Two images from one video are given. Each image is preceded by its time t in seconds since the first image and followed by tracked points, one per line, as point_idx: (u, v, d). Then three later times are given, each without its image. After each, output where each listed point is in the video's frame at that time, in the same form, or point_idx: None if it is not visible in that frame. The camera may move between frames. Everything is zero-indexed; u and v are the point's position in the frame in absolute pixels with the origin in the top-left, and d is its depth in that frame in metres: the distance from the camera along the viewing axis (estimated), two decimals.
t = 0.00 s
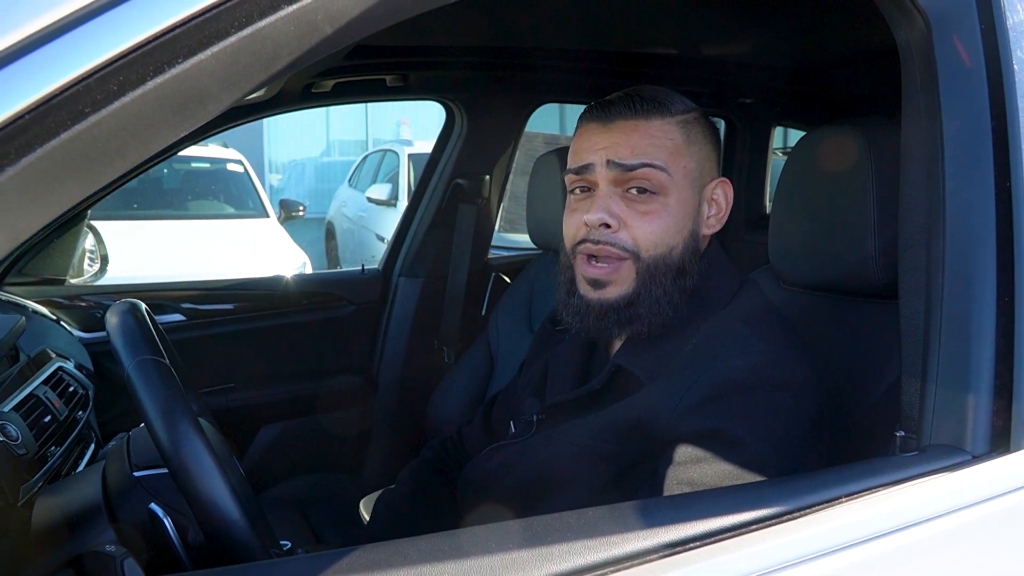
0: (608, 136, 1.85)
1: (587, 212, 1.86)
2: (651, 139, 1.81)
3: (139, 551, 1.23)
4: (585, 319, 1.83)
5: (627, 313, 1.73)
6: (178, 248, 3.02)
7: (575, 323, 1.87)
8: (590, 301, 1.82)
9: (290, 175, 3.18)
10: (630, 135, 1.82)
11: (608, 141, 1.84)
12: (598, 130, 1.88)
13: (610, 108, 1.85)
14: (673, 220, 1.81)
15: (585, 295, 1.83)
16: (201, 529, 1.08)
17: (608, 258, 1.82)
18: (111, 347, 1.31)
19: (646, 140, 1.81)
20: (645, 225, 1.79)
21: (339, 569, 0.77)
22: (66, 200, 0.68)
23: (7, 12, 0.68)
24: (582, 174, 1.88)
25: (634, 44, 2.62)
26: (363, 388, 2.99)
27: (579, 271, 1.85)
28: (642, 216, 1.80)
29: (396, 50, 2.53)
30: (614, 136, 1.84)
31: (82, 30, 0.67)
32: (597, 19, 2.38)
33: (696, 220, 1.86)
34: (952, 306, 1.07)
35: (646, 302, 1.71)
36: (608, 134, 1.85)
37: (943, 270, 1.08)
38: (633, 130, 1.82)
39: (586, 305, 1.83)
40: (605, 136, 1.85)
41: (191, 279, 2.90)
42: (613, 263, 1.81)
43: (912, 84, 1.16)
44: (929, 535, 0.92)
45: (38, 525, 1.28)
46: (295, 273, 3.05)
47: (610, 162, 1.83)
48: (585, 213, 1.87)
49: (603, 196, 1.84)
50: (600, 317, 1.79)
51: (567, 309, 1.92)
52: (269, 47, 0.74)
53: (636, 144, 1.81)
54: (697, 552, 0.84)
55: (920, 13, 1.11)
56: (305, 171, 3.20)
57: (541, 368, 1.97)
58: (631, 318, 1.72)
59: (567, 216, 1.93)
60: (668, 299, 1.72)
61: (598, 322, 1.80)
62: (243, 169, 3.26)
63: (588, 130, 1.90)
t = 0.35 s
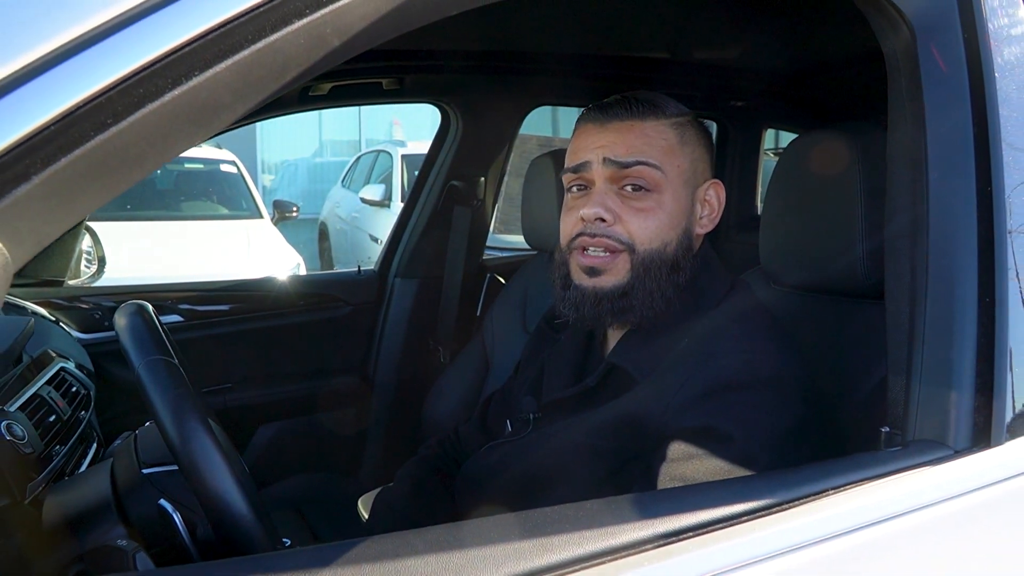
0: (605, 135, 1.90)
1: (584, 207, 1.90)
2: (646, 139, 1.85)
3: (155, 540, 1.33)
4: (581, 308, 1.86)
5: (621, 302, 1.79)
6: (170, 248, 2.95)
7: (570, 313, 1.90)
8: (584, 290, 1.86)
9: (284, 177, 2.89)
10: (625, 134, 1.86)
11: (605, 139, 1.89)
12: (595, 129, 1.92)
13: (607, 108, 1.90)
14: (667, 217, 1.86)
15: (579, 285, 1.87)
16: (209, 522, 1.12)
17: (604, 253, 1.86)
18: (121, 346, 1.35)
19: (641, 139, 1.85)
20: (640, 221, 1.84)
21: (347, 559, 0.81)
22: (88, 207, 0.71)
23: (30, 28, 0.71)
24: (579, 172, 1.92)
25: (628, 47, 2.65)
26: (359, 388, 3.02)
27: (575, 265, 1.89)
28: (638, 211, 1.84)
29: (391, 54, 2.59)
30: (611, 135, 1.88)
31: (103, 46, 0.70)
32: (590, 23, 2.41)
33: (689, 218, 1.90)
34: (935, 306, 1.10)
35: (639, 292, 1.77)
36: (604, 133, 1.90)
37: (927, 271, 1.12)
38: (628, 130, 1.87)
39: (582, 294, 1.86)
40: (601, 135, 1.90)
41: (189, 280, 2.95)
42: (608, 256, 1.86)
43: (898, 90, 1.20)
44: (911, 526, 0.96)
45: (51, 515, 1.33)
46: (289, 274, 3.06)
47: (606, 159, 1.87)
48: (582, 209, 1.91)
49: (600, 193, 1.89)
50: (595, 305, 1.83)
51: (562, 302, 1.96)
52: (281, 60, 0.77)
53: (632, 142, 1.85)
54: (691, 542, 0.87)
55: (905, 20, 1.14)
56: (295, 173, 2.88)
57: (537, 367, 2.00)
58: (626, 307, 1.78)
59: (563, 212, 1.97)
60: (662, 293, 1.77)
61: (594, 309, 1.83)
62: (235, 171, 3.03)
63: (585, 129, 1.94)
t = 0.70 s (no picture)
0: (596, 140, 1.93)
1: (575, 212, 1.93)
2: (637, 144, 1.90)
3: (158, 531, 1.30)
4: (574, 309, 1.89)
5: (615, 303, 1.82)
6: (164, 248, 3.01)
7: (564, 315, 1.92)
8: (578, 292, 1.88)
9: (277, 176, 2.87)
10: (617, 139, 1.90)
11: (596, 145, 1.93)
12: (586, 135, 1.96)
13: (598, 114, 1.94)
14: (657, 221, 1.89)
15: (572, 288, 1.90)
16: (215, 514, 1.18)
17: (595, 257, 1.89)
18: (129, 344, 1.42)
19: (632, 145, 1.89)
20: (631, 225, 1.87)
21: (355, 546, 0.85)
22: (104, 207, 0.75)
23: (50, 38, 0.74)
24: (571, 177, 1.96)
25: (620, 50, 2.69)
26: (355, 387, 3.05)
27: (567, 268, 1.92)
28: (628, 216, 1.88)
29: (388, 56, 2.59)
30: (602, 140, 1.92)
31: (121, 54, 0.74)
32: (584, 26, 2.45)
33: (679, 221, 1.94)
34: (918, 302, 1.14)
35: (631, 294, 1.81)
36: (595, 139, 1.93)
37: (912, 269, 1.16)
38: (620, 135, 1.91)
39: (576, 296, 1.89)
40: (593, 140, 1.93)
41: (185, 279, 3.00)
42: (600, 260, 1.89)
43: (883, 92, 1.25)
44: (895, 514, 1.00)
45: (60, 515, 1.44)
46: (284, 273, 3.10)
47: (597, 164, 1.91)
48: (573, 213, 1.95)
49: (592, 197, 1.92)
50: (589, 306, 1.86)
51: (554, 302, 1.98)
52: (288, 66, 0.80)
53: (622, 148, 1.89)
54: (682, 529, 0.91)
55: (891, 25, 1.19)
56: (288, 175, 2.91)
57: (532, 366, 2.04)
58: (618, 307, 1.82)
59: (555, 217, 2.01)
60: (654, 294, 1.81)
61: (588, 311, 1.86)
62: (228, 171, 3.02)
63: (576, 134, 1.98)
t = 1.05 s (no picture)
0: (598, 136, 1.96)
1: (576, 205, 1.97)
2: (638, 142, 1.93)
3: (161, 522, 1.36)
4: (571, 304, 1.93)
5: (610, 297, 1.86)
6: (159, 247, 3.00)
7: (562, 309, 1.95)
8: (574, 286, 1.92)
9: (271, 177, 2.85)
10: (618, 136, 1.93)
11: (597, 141, 1.96)
12: (588, 131, 1.99)
13: (601, 111, 1.97)
14: (656, 217, 1.93)
15: (569, 281, 1.93)
16: (216, 505, 1.21)
17: (595, 249, 1.93)
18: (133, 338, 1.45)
19: (633, 142, 1.92)
20: (631, 219, 1.91)
21: (356, 534, 0.87)
22: (114, 205, 0.77)
23: (62, 40, 0.77)
24: (573, 172, 2.00)
25: (615, 50, 2.70)
26: (352, 385, 3.07)
27: (566, 261, 1.96)
28: (628, 211, 1.92)
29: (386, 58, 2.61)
30: (604, 136, 1.95)
31: (130, 56, 0.76)
32: (578, 27, 2.46)
33: (676, 219, 1.97)
34: (907, 299, 1.17)
35: (629, 290, 1.84)
36: (597, 135, 1.96)
37: (901, 266, 1.18)
38: (621, 132, 1.94)
39: (573, 291, 1.92)
40: (594, 137, 1.96)
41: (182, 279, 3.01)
42: (599, 253, 1.93)
43: (873, 93, 1.27)
44: (882, 504, 1.02)
45: (61, 508, 1.46)
46: (280, 272, 3.11)
47: (598, 160, 1.94)
48: (574, 207, 1.99)
49: (592, 192, 1.96)
50: (585, 302, 1.90)
51: (552, 297, 2.02)
52: (291, 68, 0.82)
53: (623, 145, 1.92)
54: (674, 519, 0.94)
55: (879, 25, 1.22)
56: (284, 175, 2.90)
57: (529, 363, 2.06)
58: (616, 302, 1.85)
59: (555, 211, 2.05)
60: (651, 289, 1.84)
61: (584, 305, 1.90)
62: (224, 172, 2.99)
63: (579, 131, 2.01)
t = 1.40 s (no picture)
0: (588, 143, 1.97)
1: (569, 213, 1.99)
2: (628, 147, 1.94)
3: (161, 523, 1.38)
4: (568, 308, 1.95)
5: (606, 302, 1.89)
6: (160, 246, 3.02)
7: (559, 314, 1.98)
8: (571, 292, 1.94)
9: (270, 176, 2.87)
10: (608, 142, 1.95)
11: (588, 148, 1.97)
12: (578, 138, 1.99)
13: (590, 118, 1.97)
14: (649, 221, 1.95)
15: (565, 287, 1.95)
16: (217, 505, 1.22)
17: (589, 257, 1.96)
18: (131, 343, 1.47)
19: (623, 149, 1.94)
20: (624, 226, 1.93)
21: (355, 535, 0.88)
22: (116, 210, 0.78)
23: (64, 46, 0.77)
24: (564, 179, 2.01)
25: (613, 52, 2.70)
26: (351, 385, 3.08)
27: (561, 268, 1.98)
28: (620, 217, 1.94)
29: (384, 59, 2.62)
30: (594, 143, 1.96)
31: (132, 62, 0.77)
32: (576, 28, 2.46)
33: (670, 222, 1.99)
34: (902, 301, 1.17)
35: (623, 295, 1.87)
36: (587, 142, 1.97)
37: (896, 268, 1.19)
38: (611, 139, 1.95)
39: (570, 295, 1.95)
40: (585, 144, 1.97)
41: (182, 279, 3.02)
42: (593, 260, 1.96)
43: (869, 97, 1.28)
44: (877, 505, 1.03)
45: (61, 509, 1.47)
46: (279, 274, 3.12)
47: (589, 167, 1.96)
48: (567, 214, 2.01)
49: (584, 199, 1.97)
50: (581, 306, 1.92)
51: (549, 302, 2.04)
52: (291, 73, 0.83)
53: (613, 151, 1.94)
54: (670, 519, 0.95)
55: (874, 29, 1.23)
56: (282, 174, 2.93)
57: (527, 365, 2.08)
58: (611, 307, 1.88)
59: (549, 217, 2.06)
60: (647, 294, 1.87)
61: (580, 309, 1.93)
62: (222, 172, 2.97)
63: (568, 138, 2.01)
